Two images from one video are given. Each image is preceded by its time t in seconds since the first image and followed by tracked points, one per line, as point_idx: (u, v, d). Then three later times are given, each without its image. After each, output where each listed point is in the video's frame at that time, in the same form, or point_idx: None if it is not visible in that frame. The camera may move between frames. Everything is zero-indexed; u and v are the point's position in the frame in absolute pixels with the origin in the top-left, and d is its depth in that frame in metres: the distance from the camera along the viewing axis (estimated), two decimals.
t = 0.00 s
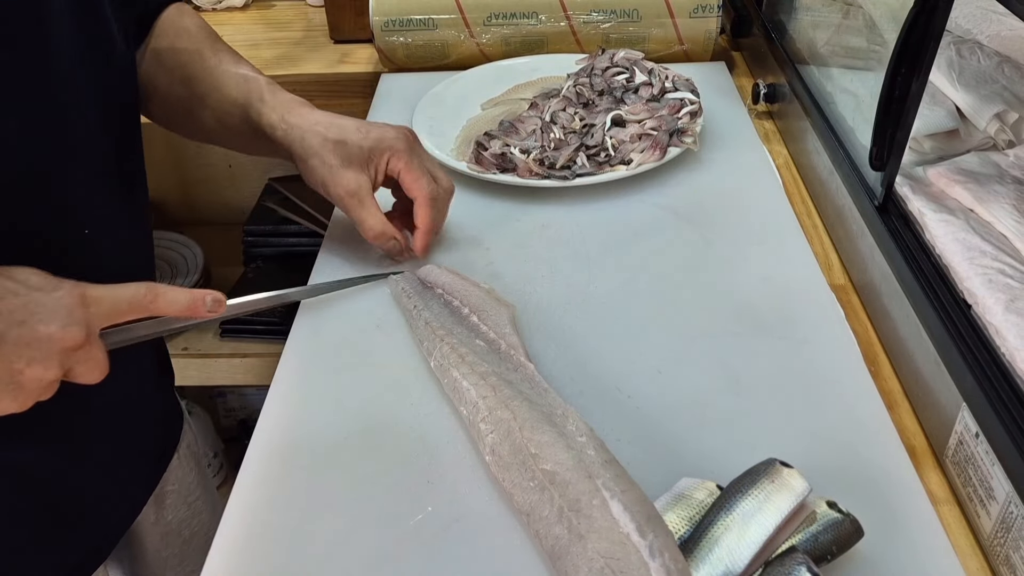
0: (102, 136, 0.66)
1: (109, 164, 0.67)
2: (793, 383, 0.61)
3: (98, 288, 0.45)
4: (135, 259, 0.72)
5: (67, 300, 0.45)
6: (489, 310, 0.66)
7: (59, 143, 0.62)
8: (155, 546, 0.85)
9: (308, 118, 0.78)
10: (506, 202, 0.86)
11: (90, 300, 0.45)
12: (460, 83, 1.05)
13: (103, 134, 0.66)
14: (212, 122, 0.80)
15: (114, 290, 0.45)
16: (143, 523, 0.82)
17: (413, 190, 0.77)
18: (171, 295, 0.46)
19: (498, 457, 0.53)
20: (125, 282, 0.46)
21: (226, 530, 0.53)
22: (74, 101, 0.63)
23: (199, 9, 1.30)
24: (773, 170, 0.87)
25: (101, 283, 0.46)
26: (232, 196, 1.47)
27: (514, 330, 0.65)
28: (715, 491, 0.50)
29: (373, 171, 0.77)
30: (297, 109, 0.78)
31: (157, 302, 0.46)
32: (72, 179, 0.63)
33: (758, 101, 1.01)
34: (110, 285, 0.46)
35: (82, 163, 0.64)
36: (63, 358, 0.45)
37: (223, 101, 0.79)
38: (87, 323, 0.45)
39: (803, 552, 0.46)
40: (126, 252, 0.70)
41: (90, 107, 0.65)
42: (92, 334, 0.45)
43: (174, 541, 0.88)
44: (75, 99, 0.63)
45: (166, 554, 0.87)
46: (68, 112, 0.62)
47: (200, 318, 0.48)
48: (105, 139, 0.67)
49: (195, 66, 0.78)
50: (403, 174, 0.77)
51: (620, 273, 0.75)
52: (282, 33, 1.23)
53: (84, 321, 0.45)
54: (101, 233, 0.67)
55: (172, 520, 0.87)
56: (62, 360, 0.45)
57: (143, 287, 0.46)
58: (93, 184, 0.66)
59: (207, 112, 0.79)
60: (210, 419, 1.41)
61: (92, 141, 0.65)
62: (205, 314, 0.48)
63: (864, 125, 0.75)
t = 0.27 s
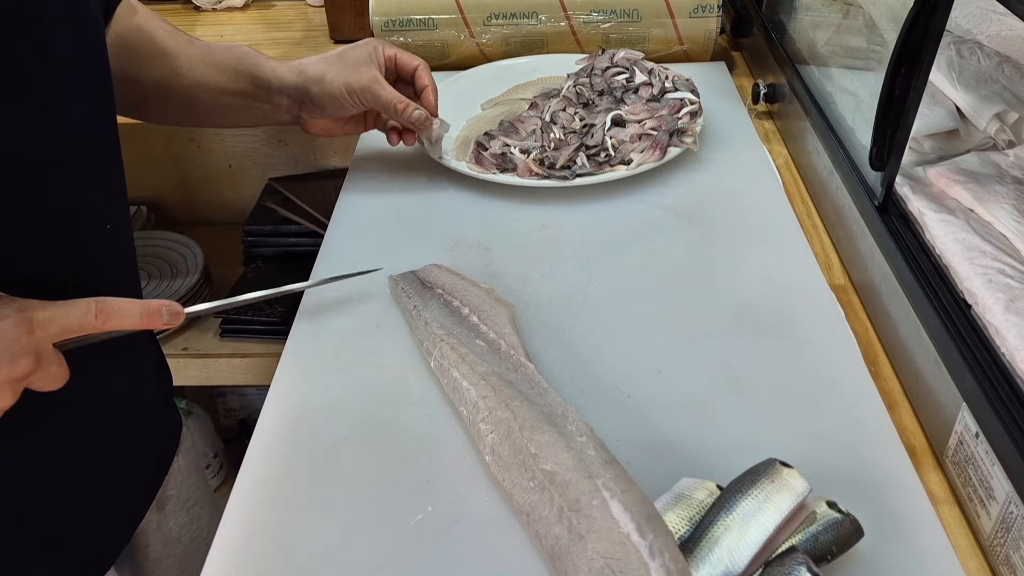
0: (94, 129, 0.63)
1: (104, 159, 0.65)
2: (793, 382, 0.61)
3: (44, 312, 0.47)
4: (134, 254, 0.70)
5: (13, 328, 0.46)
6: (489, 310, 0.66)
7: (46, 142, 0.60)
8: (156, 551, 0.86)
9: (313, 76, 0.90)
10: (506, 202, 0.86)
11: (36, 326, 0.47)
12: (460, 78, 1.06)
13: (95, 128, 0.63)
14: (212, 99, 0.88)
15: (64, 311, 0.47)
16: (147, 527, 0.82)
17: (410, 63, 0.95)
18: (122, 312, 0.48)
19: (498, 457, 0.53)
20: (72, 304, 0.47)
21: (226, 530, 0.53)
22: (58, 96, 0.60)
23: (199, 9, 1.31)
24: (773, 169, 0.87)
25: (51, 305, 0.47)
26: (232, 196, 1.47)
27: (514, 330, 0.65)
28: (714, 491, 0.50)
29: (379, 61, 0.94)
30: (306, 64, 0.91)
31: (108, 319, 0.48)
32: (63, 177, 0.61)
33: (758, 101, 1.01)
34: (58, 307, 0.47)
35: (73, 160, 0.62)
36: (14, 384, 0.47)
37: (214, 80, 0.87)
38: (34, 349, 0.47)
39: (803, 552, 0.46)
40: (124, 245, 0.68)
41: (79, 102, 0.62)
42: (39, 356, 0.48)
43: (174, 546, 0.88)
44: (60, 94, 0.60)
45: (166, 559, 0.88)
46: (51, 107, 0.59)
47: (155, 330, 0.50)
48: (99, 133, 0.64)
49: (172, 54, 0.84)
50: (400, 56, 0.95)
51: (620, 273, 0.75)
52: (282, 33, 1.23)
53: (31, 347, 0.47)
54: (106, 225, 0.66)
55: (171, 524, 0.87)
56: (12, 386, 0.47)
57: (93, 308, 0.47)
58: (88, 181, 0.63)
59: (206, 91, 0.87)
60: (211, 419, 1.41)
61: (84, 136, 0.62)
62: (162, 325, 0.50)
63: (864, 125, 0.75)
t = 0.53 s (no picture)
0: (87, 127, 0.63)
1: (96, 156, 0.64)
2: (792, 382, 0.61)
3: (64, 274, 0.48)
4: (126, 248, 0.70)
5: (34, 290, 0.47)
6: (489, 310, 0.66)
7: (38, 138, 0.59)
8: (154, 552, 0.86)
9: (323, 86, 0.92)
10: (506, 202, 0.86)
11: (56, 288, 0.48)
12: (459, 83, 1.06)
13: (88, 125, 0.63)
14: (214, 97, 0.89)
15: (84, 274, 0.48)
16: (143, 528, 0.83)
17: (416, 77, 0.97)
18: (141, 273, 0.47)
19: (498, 457, 0.53)
20: (91, 266, 0.48)
21: (226, 530, 0.53)
22: (51, 92, 0.59)
23: (199, 9, 1.31)
24: (773, 169, 0.87)
25: (69, 268, 0.48)
26: (232, 196, 1.47)
27: (514, 330, 0.65)
28: (715, 491, 0.50)
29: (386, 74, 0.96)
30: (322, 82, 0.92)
31: (127, 280, 0.47)
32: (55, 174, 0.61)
33: (758, 102, 1.01)
34: (79, 268, 0.48)
35: (64, 157, 0.61)
36: (41, 347, 0.49)
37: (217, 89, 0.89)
38: (57, 311, 0.49)
39: (803, 551, 0.46)
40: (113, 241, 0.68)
41: (72, 99, 0.61)
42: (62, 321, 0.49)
43: (173, 548, 0.88)
44: (53, 91, 0.59)
45: (164, 561, 0.88)
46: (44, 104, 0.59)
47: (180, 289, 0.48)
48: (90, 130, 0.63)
49: (175, 54, 0.86)
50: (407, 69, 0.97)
51: (620, 273, 0.75)
52: (282, 33, 1.23)
53: (53, 309, 0.48)
54: (92, 223, 0.65)
55: (170, 527, 0.87)
56: (39, 348, 0.49)
57: (113, 269, 0.47)
58: (79, 178, 0.63)
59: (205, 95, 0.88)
60: (210, 419, 1.42)
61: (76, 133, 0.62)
62: (185, 284, 0.48)
63: (864, 125, 0.75)
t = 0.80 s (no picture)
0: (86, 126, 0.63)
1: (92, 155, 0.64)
2: (792, 382, 0.61)
3: (114, 270, 0.48)
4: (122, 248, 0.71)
5: (83, 285, 0.48)
6: (489, 310, 0.66)
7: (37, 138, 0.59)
8: (154, 551, 0.86)
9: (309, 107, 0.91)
10: (506, 202, 0.86)
11: (105, 283, 0.48)
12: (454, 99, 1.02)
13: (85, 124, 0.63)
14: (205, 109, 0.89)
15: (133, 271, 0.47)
16: (142, 526, 0.82)
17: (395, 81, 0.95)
18: (186, 272, 0.46)
19: (498, 457, 0.53)
20: (140, 263, 0.47)
21: (226, 530, 0.53)
22: (51, 91, 0.59)
23: (199, 9, 1.31)
24: (773, 170, 0.87)
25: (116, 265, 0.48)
26: (232, 196, 1.47)
27: (514, 330, 0.65)
28: (714, 491, 0.50)
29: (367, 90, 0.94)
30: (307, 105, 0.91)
31: (174, 279, 0.46)
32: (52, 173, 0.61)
33: (758, 102, 1.01)
34: (127, 265, 0.48)
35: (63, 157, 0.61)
36: (87, 342, 0.48)
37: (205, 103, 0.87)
38: (104, 307, 0.48)
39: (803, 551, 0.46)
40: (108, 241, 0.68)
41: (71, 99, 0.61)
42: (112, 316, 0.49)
43: (173, 547, 0.88)
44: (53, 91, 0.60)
45: (164, 559, 0.87)
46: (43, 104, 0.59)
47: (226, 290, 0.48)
48: (88, 130, 0.63)
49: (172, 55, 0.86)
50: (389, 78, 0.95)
51: (620, 273, 0.75)
52: (282, 33, 1.23)
53: (103, 305, 0.48)
54: (88, 228, 0.65)
55: (171, 526, 0.86)
56: (85, 343, 0.49)
57: (161, 266, 0.47)
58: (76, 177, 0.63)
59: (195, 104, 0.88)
60: (210, 419, 1.42)
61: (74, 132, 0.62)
62: (229, 286, 0.48)
63: (864, 125, 0.75)
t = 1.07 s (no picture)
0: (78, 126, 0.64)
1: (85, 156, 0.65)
2: (793, 382, 0.61)
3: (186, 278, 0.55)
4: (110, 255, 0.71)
5: (161, 289, 0.54)
6: (489, 310, 0.66)
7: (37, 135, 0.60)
8: (142, 556, 0.86)
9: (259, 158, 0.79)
10: (506, 202, 0.86)
11: (180, 290, 0.54)
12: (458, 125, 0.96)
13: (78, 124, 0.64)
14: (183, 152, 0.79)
15: (206, 280, 0.55)
16: (130, 532, 0.82)
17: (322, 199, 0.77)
18: (260, 281, 0.56)
19: (498, 457, 0.53)
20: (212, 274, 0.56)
21: (226, 530, 0.53)
22: (49, 95, 0.61)
23: (198, 9, 1.31)
24: (773, 170, 0.87)
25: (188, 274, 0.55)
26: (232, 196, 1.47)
27: (514, 330, 0.65)
28: (714, 491, 0.50)
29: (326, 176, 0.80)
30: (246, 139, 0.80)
31: (242, 287, 0.56)
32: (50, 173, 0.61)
33: (758, 102, 1.01)
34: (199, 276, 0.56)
35: (61, 158, 0.62)
36: (163, 344, 0.53)
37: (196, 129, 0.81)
38: (179, 311, 0.54)
39: (803, 551, 0.46)
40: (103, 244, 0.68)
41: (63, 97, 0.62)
42: (184, 322, 0.54)
43: (161, 551, 0.88)
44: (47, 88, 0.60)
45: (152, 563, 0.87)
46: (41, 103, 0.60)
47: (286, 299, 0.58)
48: (84, 133, 0.65)
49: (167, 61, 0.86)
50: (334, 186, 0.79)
51: (621, 273, 0.75)
52: (282, 33, 1.23)
53: (177, 309, 0.54)
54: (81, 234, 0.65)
55: (158, 530, 0.86)
56: (161, 345, 0.53)
57: (232, 276, 0.56)
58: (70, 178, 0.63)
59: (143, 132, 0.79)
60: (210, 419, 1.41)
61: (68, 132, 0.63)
62: (292, 296, 0.58)
63: (864, 125, 0.75)
